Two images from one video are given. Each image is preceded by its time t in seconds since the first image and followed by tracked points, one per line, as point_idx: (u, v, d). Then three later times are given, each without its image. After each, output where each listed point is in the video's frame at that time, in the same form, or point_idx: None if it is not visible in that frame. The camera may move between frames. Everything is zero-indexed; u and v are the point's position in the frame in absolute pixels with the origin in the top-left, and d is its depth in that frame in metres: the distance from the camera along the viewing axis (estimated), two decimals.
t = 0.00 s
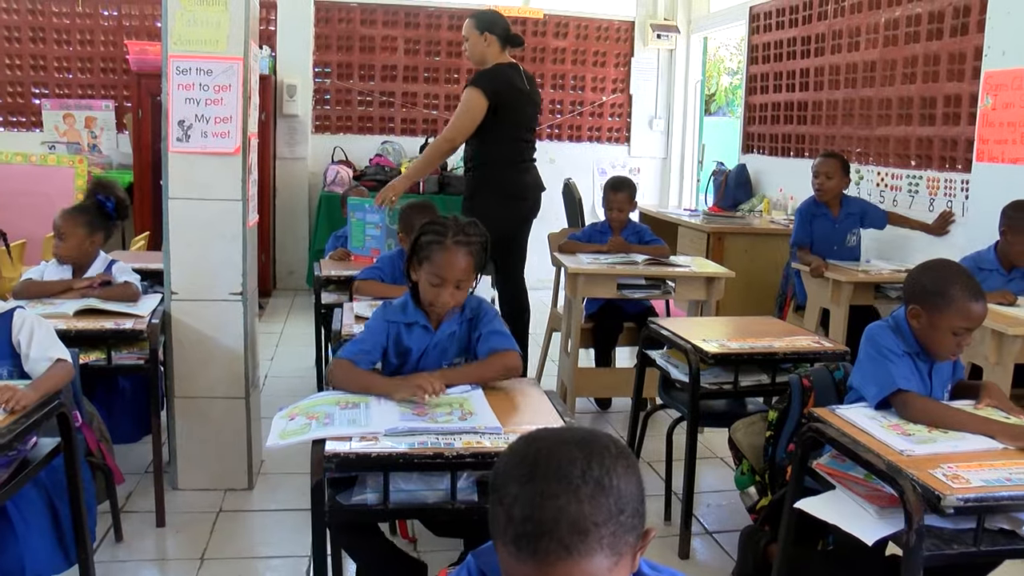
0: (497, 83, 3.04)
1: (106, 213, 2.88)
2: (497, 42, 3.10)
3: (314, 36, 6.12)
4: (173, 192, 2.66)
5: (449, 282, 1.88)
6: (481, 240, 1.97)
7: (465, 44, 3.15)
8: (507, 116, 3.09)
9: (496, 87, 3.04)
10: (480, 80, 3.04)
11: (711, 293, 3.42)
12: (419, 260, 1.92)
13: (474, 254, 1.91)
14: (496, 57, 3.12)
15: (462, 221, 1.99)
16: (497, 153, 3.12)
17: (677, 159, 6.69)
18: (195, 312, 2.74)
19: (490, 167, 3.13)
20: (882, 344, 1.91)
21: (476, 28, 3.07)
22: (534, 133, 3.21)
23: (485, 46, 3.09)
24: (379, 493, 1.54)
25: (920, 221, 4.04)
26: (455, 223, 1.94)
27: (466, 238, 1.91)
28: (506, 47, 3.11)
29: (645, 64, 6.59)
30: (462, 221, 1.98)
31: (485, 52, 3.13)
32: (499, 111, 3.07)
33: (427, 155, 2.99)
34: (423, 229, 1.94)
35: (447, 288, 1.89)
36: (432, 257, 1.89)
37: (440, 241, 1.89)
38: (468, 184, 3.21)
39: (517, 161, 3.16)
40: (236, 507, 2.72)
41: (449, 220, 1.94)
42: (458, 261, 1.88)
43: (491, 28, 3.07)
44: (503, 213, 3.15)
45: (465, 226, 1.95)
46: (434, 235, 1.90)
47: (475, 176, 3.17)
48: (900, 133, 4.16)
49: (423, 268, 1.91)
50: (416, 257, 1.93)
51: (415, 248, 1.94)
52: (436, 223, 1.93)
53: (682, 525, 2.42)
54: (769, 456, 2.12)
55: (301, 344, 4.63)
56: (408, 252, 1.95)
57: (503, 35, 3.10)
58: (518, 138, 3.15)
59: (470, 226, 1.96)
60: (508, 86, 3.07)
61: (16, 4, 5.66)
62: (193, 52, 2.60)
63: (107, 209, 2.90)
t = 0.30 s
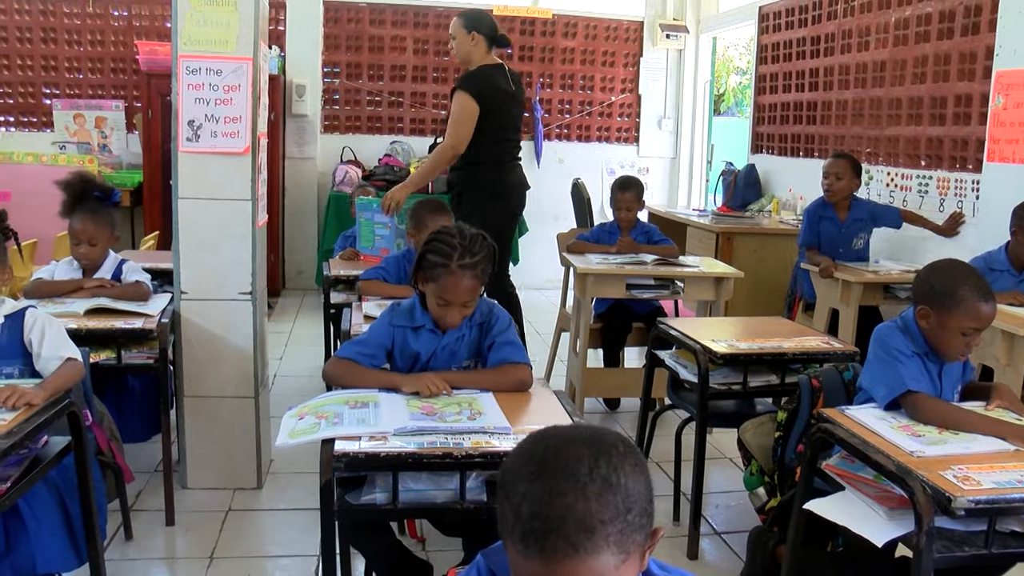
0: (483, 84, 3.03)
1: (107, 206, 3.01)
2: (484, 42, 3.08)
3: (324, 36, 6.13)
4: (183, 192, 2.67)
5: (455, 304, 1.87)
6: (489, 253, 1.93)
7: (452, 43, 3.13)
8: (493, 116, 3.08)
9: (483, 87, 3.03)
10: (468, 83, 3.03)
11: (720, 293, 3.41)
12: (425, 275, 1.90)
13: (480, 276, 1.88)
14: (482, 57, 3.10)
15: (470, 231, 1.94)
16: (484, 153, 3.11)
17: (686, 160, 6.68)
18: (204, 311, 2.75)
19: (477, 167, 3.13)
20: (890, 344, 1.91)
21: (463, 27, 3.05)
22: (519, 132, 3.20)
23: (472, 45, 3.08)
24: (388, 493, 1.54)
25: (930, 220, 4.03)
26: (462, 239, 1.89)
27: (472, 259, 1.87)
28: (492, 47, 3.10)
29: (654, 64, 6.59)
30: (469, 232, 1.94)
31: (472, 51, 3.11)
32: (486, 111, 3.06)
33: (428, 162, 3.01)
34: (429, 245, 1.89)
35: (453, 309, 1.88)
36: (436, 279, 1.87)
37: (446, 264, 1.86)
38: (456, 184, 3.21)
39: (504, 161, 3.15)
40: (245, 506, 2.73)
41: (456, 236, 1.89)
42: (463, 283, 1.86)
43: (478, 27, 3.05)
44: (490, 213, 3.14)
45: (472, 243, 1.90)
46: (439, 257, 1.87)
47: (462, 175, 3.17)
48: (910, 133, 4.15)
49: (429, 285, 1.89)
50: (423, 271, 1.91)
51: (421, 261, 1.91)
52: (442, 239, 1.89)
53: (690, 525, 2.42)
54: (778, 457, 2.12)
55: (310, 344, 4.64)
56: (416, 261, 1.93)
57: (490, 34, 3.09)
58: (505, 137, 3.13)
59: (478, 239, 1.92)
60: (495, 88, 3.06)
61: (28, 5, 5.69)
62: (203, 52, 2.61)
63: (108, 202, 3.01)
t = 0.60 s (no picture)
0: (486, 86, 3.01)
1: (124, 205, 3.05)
2: (479, 41, 3.05)
3: (338, 36, 6.15)
4: (199, 192, 2.68)
5: (473, 309, 1.88)
6: (506, 257, 1.93)
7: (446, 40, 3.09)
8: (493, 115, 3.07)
9: (481, 87, 3.01)
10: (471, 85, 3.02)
11: (735, 293, 3.40)
12: (442, 279, 1.90)
13: (498, 281, 1.88)
14: (477, 56, 3.07)
15: (488, 236, 1.94)
16: (485, 153, 3.11)
17: (701, 160, 6.67)
18: (220, 310, 2.76)
19: (479, 167, 3.12)
20: (907, 346, 1.90)
21: (458, 25, 3.02)
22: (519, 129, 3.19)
23: (467, 44, 3.04)
24: (403, 492, 1.55)
25: (947, 221, 4.00)
26: (480, 244, 1.89)
27: (490, 264, 1.87)
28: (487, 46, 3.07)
29: (669, 64, 6.57)
30: (487, 236, 1.94)
31: (466, 50, 3.08)
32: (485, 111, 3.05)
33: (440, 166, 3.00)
34: (446, 249, 1.90)
35: (471, 313, 1.89)
36: (455, 285, 1.87)
37: (464, 271, 1.86)
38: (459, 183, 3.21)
39: (507, 158, 3.15)
40: (261, 504, 2.75)
41: (475, 242, 1.90)
42: (481, 289, 1.86)
43: (473, 26, 3.01)
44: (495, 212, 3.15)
45: (490, 248, 1.90)
46: (457, 262, 1.87)
47: (466, 176, 3.16)
48: (927, 133, 4.12)
49: (447, 290, 1.90)
50: (440, 275, 1.92)
51: (438, 264, 1.91)
52: (461, 244, 1.89)
53: (705, 526, 2.41)
54: (793, 458, 2.11)
55: (324, 343, 4.66)
56: (433, 265, 1.93)
57: (485, 32, 3.05)
58: (506, 136, 3.13)
59: (496, 244, 1.92)
60: (497, 88, 3.05)
61: (46, 6, 5.74)
62: (219, 52, 2.63)
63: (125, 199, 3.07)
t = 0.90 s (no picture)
0: (484, 90, 2.99)
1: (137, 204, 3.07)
2: (475, 44, 3.02)
3: (349, 36, 6.16)
4: (210, 191, 2.69)
5: (482, 308, 1.89)
6: (516, 256, 1.93)
7: (441, 46, 3.06)
8: (499, 116, 3.06)
9: (479, 92, 2.99)
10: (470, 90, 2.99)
11: (745, 294, 3.39)
12: (452, 277, 1.91)
13: (507, 280, 1.88)
14: (474, 59, 3.05)
15: (498, 235, 1.94)
16: (491, 156, 3.11)
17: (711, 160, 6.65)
18: (230, 309, 2.77)
19: (487, 171, 3.12)
20: (919, 346, 1.89)
21: (453, 31, 2.99)
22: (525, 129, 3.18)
23: (463, 48, 3.01)
24: (413, 492, 1.55)
25: (958, 221, 3.99)
26: (490, 243, 1.89)
27: (499, 263, 1.87)
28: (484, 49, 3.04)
29: (679, 64, 6.56)
30: (496, 236, 1.94)
31: (463, 54, 3.05)
32: (490, 113, 3.04)
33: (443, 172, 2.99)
34: (456, 249, 1.90)
35: (481, 313, 1.90)
36: (464, 284, 1.87)
37: (473, 270, 1.86)
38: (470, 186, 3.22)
39: (515, 159, 3.15)
40: (270, 503, 2.76)
41: (484, 241, 1.90)
42: (491, 288, 1.87)
43: (467, 30, 2.98)
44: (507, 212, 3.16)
45: (499, 247, 1.89)
46: (466, 261, 1.87)
47: (476, 180, 3.16)
48: (939, 133, 4.10)
49: (457, 289, 1.90)
50: (449, 274, 1.92)
51: (447, 264, 1.91)
52: (470, 242, 1.89)
53: (714, 527, 2.41)
54: (803, 459, 2.11)
55: (334, 343, 4.67)
56: (443, 264, 1.93)
57: (480, 36, 3.02)
58: (512, 138, 3.12)
59: (505, 243, 1.91)
60: (495, 91, 3.02)
61: (59, 7, 5.77)
62: (230, 52, 2.64)
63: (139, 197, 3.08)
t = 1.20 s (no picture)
0: (494, 96, 2.98)
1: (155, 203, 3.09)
2: (480, 51, 3.01)
3: (364, 36, 6.18)
4: (227, 191, 2.71)
5: (499, 310, 1.89)
6: (532, 257, 1.93)
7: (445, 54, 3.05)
8: (510, 118, 3.06)
9: (489, 98, 2.98)
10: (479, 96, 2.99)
11: (761, 295, 3.38)
12: (468, 279, 1.91)
13: (523, 282, 1.88)
14: (479, 65, 3.03)
15: (514, 236, 1.95)
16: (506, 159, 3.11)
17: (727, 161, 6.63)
18: (247, 308, 2.79)
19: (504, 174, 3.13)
20: (940, 348, 1.88)
21: (457, 39, 2.98)
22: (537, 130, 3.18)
23: (468, 55, 3.00)
24: (429, 492, 1.56)
25: (976, 222, 3.96)
26: (505, 245, 1.89)
27: (515, 265, 1.87)
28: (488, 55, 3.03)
29: (695, 64, 6.55)
30: (512, 237, 1.94)
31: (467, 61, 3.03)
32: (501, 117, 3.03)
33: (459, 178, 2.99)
34: (472, 251, 1.90)
35: (497, 314, 1.90)
36: (480, 286, 1.88)
37: (489, 272, 1.86)
38: (487, 190, 3.23)
39: (529, 161, 3.14)
40: (286, 502, 2.77)
41: (500, 243, 1.90)
42: (507, 290, 1.87)
43: (470, 37, 2.97)
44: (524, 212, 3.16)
45: (515, 249, 1.90)
46: (482, 263, 1.87)
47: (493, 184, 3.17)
48: (957, 134, 4.07)
49: (473, 291, 1.91)
50: (465, 276, 1.92)
51: (463, 265, 1.92)
52: (486, 244, 1.90)
53: (729, 529, 2.40)
54: (820, 461, 2.10)
55: (350, 343, 4.69)
56: (459, 266, 1.94)
57: (483, 41, 3.01)
58: (525, 141, 3.12)
59: (521, 245, 1.92)
60: (504, 96, 3.01)
61: (78, 8, 5.82)
62: (247, 52, 2.65)
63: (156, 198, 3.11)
